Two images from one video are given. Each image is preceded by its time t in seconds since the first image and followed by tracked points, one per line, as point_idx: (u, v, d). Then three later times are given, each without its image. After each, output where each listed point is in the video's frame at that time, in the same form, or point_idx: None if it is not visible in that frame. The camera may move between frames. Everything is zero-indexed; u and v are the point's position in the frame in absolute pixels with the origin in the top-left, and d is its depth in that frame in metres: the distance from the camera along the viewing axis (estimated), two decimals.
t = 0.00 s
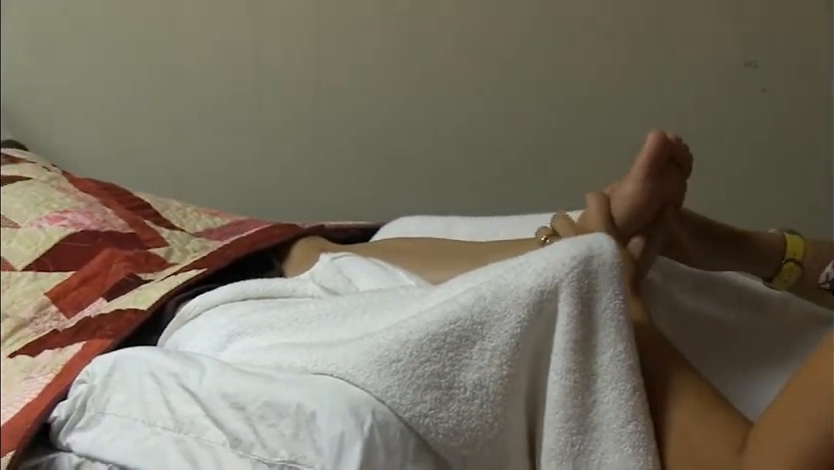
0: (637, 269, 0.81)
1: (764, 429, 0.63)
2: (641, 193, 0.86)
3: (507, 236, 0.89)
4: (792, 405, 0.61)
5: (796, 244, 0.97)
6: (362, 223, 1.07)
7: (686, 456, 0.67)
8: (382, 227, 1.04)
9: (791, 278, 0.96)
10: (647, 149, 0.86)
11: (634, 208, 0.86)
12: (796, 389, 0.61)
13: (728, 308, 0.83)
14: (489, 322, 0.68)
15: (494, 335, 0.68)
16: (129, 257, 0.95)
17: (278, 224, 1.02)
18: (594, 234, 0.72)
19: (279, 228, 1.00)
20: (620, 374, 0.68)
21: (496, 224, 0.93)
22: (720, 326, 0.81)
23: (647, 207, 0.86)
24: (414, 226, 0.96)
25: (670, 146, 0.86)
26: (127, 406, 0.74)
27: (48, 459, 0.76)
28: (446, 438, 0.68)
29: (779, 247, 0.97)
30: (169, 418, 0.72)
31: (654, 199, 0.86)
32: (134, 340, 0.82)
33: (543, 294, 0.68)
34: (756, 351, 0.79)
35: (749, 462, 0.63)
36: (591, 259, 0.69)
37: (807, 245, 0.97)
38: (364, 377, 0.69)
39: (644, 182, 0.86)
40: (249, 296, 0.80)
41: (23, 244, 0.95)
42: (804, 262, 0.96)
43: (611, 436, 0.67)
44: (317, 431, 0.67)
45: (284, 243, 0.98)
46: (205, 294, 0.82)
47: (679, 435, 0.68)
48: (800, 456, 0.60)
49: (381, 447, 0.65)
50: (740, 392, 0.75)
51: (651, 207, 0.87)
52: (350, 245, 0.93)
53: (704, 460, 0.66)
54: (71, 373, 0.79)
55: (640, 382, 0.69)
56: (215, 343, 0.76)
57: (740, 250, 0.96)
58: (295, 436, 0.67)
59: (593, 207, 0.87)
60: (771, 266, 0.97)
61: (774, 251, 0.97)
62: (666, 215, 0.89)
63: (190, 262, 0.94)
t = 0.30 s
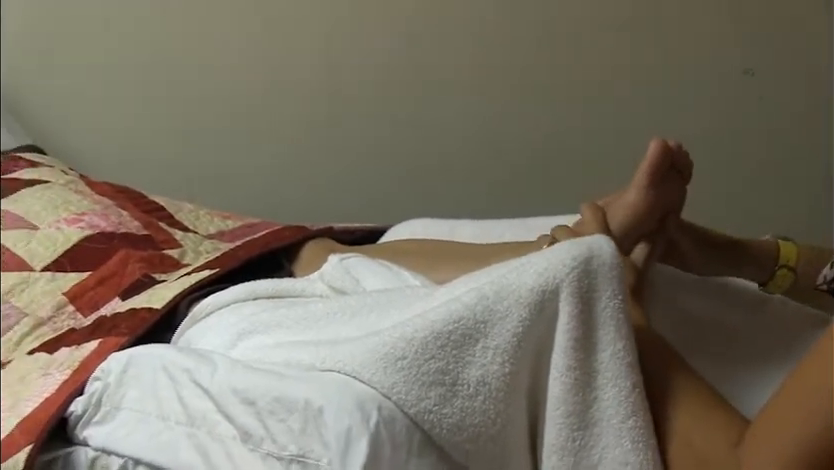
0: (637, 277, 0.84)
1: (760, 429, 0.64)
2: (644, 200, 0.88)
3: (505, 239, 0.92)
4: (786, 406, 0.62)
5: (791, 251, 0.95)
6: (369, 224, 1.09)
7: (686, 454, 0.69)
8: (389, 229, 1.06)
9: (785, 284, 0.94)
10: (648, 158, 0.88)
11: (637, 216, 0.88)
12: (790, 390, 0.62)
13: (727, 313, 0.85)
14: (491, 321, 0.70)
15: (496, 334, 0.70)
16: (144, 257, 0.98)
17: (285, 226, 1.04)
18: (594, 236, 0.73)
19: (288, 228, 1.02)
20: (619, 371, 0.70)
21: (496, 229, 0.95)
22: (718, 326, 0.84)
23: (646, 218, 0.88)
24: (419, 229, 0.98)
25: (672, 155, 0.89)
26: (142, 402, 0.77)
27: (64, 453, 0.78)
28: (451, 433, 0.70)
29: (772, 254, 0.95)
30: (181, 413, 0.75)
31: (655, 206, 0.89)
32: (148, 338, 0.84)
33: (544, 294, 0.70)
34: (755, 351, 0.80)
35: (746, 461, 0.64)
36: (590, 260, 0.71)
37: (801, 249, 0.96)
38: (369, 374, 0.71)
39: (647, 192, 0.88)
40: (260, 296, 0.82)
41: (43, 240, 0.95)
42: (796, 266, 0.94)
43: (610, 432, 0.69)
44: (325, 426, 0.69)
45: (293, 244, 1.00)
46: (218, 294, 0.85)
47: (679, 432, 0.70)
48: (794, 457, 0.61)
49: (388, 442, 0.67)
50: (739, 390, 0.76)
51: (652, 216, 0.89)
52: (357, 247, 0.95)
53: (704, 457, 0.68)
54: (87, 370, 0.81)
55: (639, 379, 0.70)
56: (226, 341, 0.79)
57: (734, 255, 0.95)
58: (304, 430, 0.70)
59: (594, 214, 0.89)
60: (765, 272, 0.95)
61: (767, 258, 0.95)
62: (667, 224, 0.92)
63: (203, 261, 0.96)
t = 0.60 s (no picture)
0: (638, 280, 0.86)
1: (756, 426, 0.65)
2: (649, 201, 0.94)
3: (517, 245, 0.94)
4: (782, 403, 0.63)
5: (778, 257, 1.01)
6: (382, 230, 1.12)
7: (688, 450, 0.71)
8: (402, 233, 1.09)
9: (771, 290, 1.00)
10: (650, 162, 0.94)
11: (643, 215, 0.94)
12: (786, 388, 0.64)
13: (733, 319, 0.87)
14: (499, 323, 0.73)
15: (504, 335, 0.73)
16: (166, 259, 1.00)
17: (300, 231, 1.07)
18: (601, 241, 0.75)
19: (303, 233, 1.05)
20: (623, 372, 0.72)
21: (507, 234, 0.97)
22: (722, 330, 0.86)
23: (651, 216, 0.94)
24: (431, 233, 1.01)
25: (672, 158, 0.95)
26: (163, 398, 0.79)
27: (89, 445, 0.81)
28: (459, 430, 0.73)
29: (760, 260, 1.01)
30: (201, 408, 0.77)
31: (656, 209, 0.94)
32: (170, 336, 0.87)
33: (551, 296, 0.72)
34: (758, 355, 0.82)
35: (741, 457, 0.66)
36: (595, 264, 0.73)
37: (792, 259, 1.01)
38: (382, 372, 0.75)
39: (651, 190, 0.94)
40: (278, 297, 0.85)
41: (68, 246, 1.01)
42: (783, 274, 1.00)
43: (614, 430, 0.71)
44: (339, 422, 0.72)
45: (309, 248, 1.03)
46: (237, 295, 0.87)
47: (683, 431, 0.72)
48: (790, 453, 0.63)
49: (399, 438, 0.69)
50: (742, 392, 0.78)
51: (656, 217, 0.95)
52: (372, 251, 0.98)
53: (706, 455, 0.70)
54: (111, 367, 0.83)
55: (641, 380, 0.72)
56: (244, 340, 0.82)
57: (728, 262, 1.01)
58: (318, 426, 0.73)
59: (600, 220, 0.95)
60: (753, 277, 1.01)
61: (758, 264, 1.01)
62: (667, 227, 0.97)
63: (222, 264, 0.99)
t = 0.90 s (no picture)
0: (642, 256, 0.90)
1: (755, 412, 0.69)
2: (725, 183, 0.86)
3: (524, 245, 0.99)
4: (781, 391, 0.67)
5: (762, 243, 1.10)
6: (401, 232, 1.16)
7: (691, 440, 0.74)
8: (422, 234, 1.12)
9: (756, 273, 1.08)
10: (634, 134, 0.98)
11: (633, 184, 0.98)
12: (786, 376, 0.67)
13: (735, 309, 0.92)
14: (513, 322, 0.76)
15: (517, 333, 0.76)
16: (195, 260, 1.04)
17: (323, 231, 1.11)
18: (609, 244, 0.79)
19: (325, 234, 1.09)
20: (633, 368, 0.74)
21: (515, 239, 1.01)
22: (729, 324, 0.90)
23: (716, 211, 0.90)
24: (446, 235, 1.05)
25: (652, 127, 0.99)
26: (191, 390, 0.82)
27: (121, 435, 0.82)
28: (474, 425, 0.76)
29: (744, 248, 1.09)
30: (227, 401, 0.80)
31: (645, 179, 0.98)
32: (198, 332, 0.89)
33: (562, 296, 0.75)
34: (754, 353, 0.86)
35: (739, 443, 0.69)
36: (605, 266, 0.76)
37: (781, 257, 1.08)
38: (399, 369, 0.77)
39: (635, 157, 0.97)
40: (300, 295, 0.89)
41: (101, 246, 1.02)
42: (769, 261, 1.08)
43: (624, 425, 0.74)
44: (358, 415, 0.75)
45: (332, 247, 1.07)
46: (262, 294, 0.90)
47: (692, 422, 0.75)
48: (784, 437, 0.66)
49: (415, 429, 0.74)
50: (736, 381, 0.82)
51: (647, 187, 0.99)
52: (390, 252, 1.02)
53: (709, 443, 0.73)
54: (141, 360, 0.85)
55: (650, 376, 0.75)
56: (267, 337, 0.84)
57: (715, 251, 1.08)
58: (338, 420, 0.76)
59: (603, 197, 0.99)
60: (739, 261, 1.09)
61: (742, 252, 1.09)
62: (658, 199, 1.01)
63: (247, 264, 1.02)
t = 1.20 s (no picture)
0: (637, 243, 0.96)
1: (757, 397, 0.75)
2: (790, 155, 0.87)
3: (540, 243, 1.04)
4: (781, 379, 0.73)
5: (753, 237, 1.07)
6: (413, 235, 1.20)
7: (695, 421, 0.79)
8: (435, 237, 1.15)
9: (748, 263, 1.06)
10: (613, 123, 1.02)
11: (619, 173, 1.02)
12: (785, 363, 0.73)
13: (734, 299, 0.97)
14: (523, 320, 0.79)
15: (528, 331, 0.78)
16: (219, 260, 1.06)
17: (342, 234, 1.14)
18: (617, 244, 0.81)
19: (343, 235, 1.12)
20: (639, 365, 0.78)
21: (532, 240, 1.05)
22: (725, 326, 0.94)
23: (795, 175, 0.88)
24: (460, 237, 1.08)
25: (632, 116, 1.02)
26: (215, 385, 0.84)
27: (147, 427, 0.85)
28: (486, 418, 0.79)
29: (737, 239, 1.07)
30: (249, 396, 0.83)
31: (629, 163, 1.03)
32: (222, 329, 0.92)
33: (571, 295, 0.78)
34: (750, 346, 0.92)
35: (742, 424, 0.75)
36: (613, 266, 0.79)
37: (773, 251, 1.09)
38: (415, 365, 0.80)
39: (618, 148, 1.01)
40: (319, 294, 0.92)
41: (129, 245, 1.04)
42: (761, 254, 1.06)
43: (631, 419, 0.77)
44: (376, 410, 0.78)
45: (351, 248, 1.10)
46: (283, 294, 0.93)
47: (694, 413, 0.80)
48: (782, 421, 0.72)
49: (429, 422, 0.78)
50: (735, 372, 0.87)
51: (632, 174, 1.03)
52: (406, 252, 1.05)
53: (710, 429, 0.78)
54: (168, 356, 0.87)
55: (656, 372, 0.78)
56: (289, 335, 0.87)
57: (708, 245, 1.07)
58: (356, 414, 0.79)
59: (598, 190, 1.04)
60: (731, 253, 1.07)
61: (734, 243, 1.07)
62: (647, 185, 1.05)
63: (269, 264, 1.05)
